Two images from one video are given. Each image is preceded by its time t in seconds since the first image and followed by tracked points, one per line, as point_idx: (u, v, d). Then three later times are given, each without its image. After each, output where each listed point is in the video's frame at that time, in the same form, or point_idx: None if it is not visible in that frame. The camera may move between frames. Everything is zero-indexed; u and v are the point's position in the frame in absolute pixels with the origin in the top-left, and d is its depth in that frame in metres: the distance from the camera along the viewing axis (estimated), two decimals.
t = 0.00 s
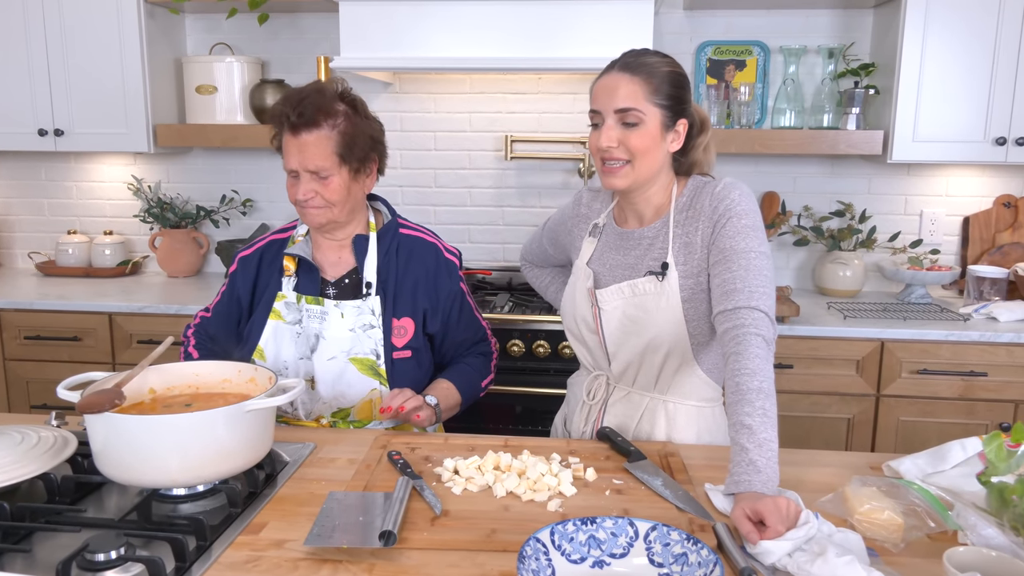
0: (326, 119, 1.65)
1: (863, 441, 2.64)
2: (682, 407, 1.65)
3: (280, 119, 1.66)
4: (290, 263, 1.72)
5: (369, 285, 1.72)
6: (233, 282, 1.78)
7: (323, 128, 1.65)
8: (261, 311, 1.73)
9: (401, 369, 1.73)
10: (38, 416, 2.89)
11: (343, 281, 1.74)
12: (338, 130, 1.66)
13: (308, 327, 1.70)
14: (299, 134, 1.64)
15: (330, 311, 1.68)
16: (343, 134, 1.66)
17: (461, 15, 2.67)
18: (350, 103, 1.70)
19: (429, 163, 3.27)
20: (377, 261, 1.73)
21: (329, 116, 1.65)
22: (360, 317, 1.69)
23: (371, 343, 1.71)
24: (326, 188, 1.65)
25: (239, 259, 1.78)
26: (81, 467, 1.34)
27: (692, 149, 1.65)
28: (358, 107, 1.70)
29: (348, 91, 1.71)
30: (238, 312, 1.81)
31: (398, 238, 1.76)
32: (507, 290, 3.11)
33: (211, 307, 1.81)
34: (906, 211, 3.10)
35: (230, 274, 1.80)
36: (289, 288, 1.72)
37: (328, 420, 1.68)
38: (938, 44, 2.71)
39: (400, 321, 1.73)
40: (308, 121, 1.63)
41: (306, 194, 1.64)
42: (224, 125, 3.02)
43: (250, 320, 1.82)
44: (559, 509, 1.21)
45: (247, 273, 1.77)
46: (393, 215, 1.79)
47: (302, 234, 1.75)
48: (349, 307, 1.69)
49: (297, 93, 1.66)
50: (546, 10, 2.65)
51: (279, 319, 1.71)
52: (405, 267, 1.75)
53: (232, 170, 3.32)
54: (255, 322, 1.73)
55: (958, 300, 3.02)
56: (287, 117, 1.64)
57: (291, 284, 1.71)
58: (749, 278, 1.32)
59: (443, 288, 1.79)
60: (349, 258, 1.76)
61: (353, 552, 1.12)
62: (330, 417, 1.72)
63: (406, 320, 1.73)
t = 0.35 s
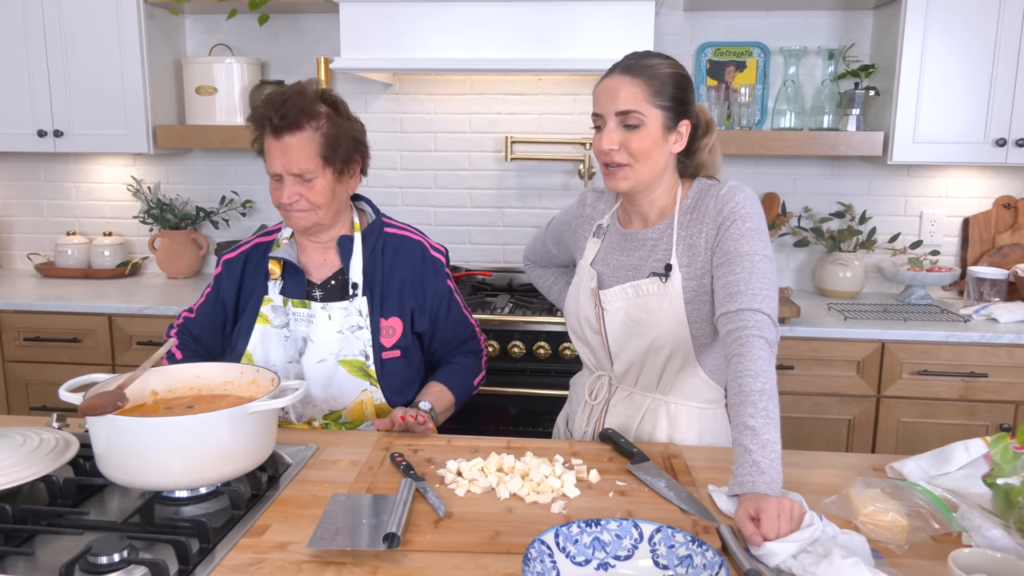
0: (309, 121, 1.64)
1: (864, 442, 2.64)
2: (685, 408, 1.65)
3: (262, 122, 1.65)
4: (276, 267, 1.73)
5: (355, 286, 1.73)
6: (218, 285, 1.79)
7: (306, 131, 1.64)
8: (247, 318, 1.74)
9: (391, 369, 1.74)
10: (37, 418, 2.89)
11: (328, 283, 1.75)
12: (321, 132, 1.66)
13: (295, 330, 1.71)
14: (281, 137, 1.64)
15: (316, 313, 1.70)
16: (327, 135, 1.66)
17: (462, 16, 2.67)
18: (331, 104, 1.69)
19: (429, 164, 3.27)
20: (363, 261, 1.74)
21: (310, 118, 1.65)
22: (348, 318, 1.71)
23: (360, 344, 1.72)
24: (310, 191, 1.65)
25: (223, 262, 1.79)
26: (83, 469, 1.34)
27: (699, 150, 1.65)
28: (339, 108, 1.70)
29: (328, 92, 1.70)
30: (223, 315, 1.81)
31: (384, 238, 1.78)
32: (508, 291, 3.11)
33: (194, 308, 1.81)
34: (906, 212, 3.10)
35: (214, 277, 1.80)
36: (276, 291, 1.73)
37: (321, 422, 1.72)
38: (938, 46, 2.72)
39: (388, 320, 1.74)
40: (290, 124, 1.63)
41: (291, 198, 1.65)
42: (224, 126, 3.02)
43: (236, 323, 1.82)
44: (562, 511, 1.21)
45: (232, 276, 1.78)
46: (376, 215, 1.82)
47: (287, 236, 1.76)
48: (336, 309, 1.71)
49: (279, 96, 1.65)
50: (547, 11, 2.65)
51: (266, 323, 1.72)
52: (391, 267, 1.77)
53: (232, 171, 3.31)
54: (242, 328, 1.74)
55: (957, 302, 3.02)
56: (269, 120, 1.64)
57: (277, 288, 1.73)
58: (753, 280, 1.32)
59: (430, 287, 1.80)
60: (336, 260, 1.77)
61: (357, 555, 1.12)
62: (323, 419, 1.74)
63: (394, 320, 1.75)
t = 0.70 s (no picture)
0: (291, 122, 1.62)
1: (866, 442, 2.64)
2: (688, 408, 1.65)
3: (242, 125, 1.62)
4: (260, 269, 1.73)
5: (342, 285, 1.74)
6: (202, 287, 1.78)
7: (288, 133, 1.62)
8: (235, 319, 1.74)
9: (382, 368, 1.75)
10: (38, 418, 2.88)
11: (315, 284, 1.74)
12: (303, 133, 1.63)
13: (285, 333, 1.73)
14: (263, 140, 1.61)
15: (304, 315, 1.72)
16: (310, 137, 1.64)
17: (463, 16, 2.67)
18: (311, 105, 1.67)
19: (429, 164, 3.27)
20: (349, 260, 1.74)
21: (292, 120, 1.62)
22: (336, 318, 1.73)
23: (350, 343, 1.74)
24: (293, 194, 1.64)
25: (205, 264, 1.78)
26: (86, 470, 1.33)
27: (711, 149, 1.65)
28: (319, 108, 1.68)
29: (307, 91, 1.68)
30: (209, 316, 1.81)
31: (370, 236, 1.78)
32: (508, 291, 3.11)
33: (177, 309, 1.80)
34: (906, 211, 3.11)
35: (196, 280, 1.79)
36: (261, 294, 1.73)
37: (316, 423, 1.74)
38: (938, 47, 2.72)
39: (377, 319, 1.75)
40: (272, 126, 1.60)
41: (274, 202, 1.63)
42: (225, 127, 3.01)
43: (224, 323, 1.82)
44: (568, 510, 1.21)
45: (216, 278, 1.77)
46: (360, 213, 1.81)
47: (271, 238, 1.74)
48: (324, 309, 1.73)
49: (258, 98, 1.62)
50: (549, 11, 2.65)
51: (254, 326, 1.73)
52: (377, 265, 1.77)
53: (232, 172, 3.31)
54: (231, 329, 1.74)
55: (958, 301, 3.02)
56: (250, 123, 1.61)
57: (263, 290, 1.73)
58: (760, 281, 1.32)
59: (416, 283, 1.80)
60: (320, 261, 1.76)
61: (363, 555, 1.11)
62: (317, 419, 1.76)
63: (384, 318, 1.76)
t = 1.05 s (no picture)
0: (272, 128, 1.60)
1: (867, 443, 2.64)
2: (691, 410, 1.65)
3: (221, 131, 1.60)
4: (241, 275, 1.71)
5: (324, 288, 1.74)
6: (183, 294, 1.76)
7: (270, 138, 1.60)
8: (219, 324, 1.72)
9: (368, 368, 1.76)
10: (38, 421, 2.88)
11: (296, 287, 1.74)
12: (284, 138, 1.62)
13: (269, 337, 1.72)
14: (245, 147, 1.59)
15: (288, 319, 1.71)
16: (290, 142, 1.63)
17: (464, 18, 2.67)
18: (289, 108, 1.64)
19: (430, 166, 3.26)
20: (329, 263, 1.75)
21: (272, 125, 1.60)
22: (320, 320, 1.73)
23: (335, 345, 1.74)
24: (275, 200, 1.64)
25: (185, 272, 1.76)
26: (90, 473, 1.33)
27: (714, 153, 1.65)
28: (297, 111, 1.66)
29: (284, 93, 1.65)
30: (195, 324, 1.79)
31: (347, 237, 1.78)
32: (508, 293, 3.10)
33: (157, 319, 1.77)
34: (906, 213, 3.11)
35: (176, 288, 1.77)
36: (243, 300, 1.72)
37: (306, 425, 1.74)
38: (938, 49, 2.72)
39: (360, 319, 1.76)
40: (253, 133, 1.58)
41: (257, 208, 1.63)
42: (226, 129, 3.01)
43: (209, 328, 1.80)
44: (572, 514, 1.21)
45: (198, 285, 1.76)
46: (337, 214, 1.81)
47: (250, 244, 1.75)
48: (307, 312, 1.72)
49: (237, 104, 1.60)
50: (550, 13, 2.65)
51: (238, 332, 1.72)
52: (357, 266, 1.77)
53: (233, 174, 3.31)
54: (216, 333, 1.72)
55: (958, 303, 3.02)
56: (231, 130, 1.58)
57: (245, 296, 1.71)
58: (764, 284, 1.32)
59: (394, 282, 1.80)
60: (300, 264, 1.76)
61: (368, 559, 1.11)
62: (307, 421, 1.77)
63: (366, 318, 1.76)
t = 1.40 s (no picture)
0: (259, 131, 1.60)
1: (870, 446, 2.64)
2: (696, 412, 1.64)
3: (206, 135, 1.59)
4: (229, 281, 1.71)
5: (313, 288, 1.74)
6: (170, 304, 1.74)
7: (258, 141, 1.61)
8: (210, 330, 1.71)
9: (364, 362, 1.77)
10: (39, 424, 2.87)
11: (286, 289, 1.73)
12: (270, 141, 1.62)
13: (264, 340, 1.72)
14: (234, 151, 1.59)
15: (281, 321, 1.71)
16: (277, 144, 1.63)
17: (466, 20, 2.67)
18: (272, 111, 1.64)
19: (431, 168, 3.27)
20: (316, 263, 1.75)
21: (260, 128, 1.61)
22: (313, 319, 1.73)
23: (330, 343, 1.74)
24: (264, 203, 1.63)
25: (169, 281, 1.75)
26: (95, 477, 1.33)
27: (717, 156, 1.65)
28: (281, 115, 1.66)
29: (269, 97, 1.66)
30: (185, 332, 1.77)
31: (330, 236, 1.78)
32: (510, 295, 3.10)
33: (144, 330, 1.75)
34: (908, 215, 3.11)
35: (160, 300, 1.75)
36: (233, 305, 1.71)
37: (307, 425, 1.74)
38: (940, 52, 2.73)
39: (351, 315, 1.76)
40: (242, 136, 1.58)
41: (247, 212, 1.62)
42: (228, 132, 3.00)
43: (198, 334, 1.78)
44: (580, 517, 1.21)
45: (185, 293, 1.74)
46: (320, 215, 1.81)
47: (234, 248, 1.73)
48: (299, 313, 1.72)
49: (222, 108, 1.59)
50: (552, 16, 2.65)
51: (231, 338, 1.71)
52: (343, 263, 1.78)
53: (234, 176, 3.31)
54: (207, 339, 1.71)
55: (960, 305, 3.03)
56: (219, 134, 1.58)
57: (234, 301, 1.71)
58: (769, 286, 1.32)
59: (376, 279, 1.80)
60: (288, 266, 1.75)
61: (375, 563, 1.11)
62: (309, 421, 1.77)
63: (356, 314, 1.76)
